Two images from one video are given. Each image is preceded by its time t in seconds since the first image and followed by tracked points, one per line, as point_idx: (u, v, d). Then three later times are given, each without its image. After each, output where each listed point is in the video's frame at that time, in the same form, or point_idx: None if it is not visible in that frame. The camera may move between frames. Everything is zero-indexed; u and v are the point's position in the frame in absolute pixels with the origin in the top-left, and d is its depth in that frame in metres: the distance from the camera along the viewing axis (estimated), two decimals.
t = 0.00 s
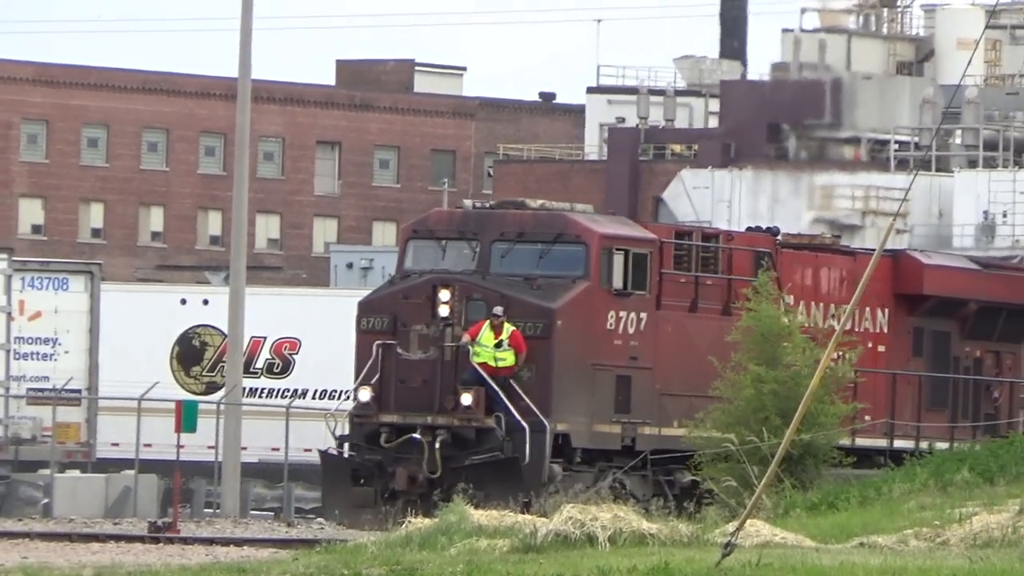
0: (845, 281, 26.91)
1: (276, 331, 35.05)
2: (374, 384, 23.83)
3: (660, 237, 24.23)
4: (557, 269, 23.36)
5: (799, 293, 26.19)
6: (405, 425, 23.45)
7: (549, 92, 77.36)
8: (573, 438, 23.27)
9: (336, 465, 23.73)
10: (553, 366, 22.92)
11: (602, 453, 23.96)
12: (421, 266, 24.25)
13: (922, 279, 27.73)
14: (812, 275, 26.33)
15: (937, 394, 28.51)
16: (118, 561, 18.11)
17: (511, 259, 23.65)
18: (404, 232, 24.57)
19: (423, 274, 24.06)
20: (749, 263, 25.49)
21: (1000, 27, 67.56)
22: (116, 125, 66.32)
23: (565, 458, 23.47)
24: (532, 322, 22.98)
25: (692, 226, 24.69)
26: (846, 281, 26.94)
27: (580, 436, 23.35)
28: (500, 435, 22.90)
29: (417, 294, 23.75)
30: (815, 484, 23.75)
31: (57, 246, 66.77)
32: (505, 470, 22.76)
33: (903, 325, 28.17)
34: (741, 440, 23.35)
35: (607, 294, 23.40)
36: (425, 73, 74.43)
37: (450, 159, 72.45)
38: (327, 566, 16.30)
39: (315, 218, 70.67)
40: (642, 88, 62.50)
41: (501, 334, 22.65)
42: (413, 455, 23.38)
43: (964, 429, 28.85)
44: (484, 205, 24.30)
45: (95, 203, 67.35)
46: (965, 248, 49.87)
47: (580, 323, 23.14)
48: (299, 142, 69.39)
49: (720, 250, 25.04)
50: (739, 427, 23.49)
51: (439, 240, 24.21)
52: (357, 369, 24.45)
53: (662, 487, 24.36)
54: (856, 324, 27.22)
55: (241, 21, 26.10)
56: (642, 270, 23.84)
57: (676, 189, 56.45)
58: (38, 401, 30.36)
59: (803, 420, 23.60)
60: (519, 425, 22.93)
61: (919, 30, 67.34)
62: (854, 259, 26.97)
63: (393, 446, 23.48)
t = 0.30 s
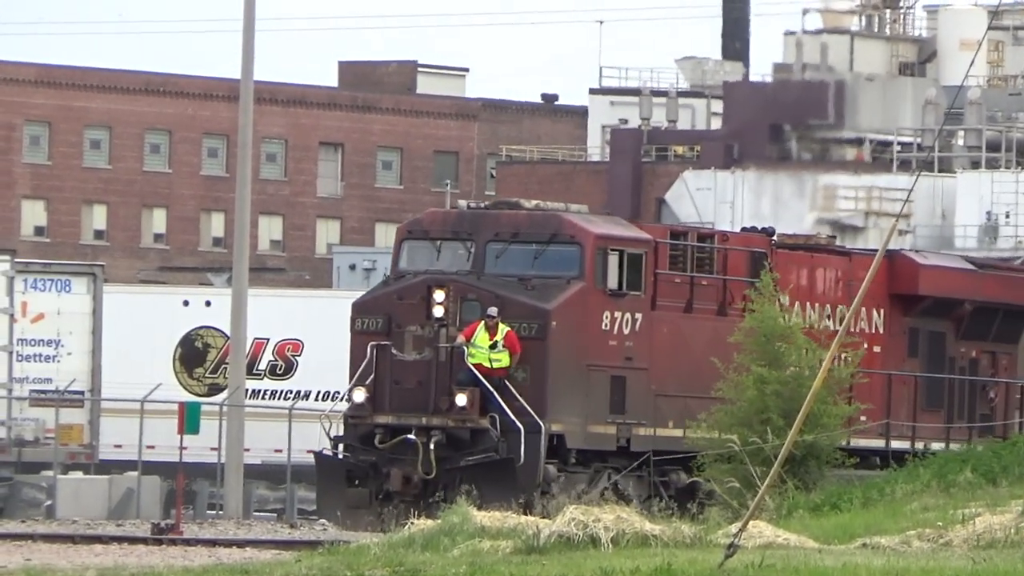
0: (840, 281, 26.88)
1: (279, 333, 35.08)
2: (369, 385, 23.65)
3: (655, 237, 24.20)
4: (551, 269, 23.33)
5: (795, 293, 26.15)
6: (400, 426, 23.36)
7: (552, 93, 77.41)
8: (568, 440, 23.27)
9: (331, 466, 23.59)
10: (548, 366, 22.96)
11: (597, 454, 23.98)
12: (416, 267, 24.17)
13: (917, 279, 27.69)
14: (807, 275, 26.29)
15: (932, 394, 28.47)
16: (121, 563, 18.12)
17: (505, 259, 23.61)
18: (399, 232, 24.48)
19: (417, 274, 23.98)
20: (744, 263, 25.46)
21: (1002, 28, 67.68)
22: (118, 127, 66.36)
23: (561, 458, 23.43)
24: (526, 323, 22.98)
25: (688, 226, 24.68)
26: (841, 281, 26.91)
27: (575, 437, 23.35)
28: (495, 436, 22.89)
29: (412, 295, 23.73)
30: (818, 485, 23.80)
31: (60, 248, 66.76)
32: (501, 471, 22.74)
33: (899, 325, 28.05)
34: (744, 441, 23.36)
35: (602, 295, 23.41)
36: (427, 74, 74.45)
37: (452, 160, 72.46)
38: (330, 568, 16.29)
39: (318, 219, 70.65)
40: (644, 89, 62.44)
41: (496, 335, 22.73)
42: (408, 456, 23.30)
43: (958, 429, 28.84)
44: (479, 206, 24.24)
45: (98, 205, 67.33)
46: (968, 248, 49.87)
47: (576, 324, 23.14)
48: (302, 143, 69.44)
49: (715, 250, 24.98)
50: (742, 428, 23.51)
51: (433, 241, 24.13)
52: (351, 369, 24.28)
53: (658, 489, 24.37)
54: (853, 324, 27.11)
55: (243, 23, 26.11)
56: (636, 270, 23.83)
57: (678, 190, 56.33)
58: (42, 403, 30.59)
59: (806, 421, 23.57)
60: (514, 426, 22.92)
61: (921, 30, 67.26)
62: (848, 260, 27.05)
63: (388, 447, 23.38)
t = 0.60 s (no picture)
0: (832, 280, 26.79)
1: (280, 332, 35.06)
2: (360, 384, 23.83)
3: (647, 236, 24.11)
4: (543, 269, 23.29)
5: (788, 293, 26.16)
6: (391, 425, 23.36)
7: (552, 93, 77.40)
8: (560, 439, 23.22)
9: (322, 466, 23.53)
10: (540, 366, 22.88)
11: (589, 453, 23.91)
12: (407, 266, 24.17)
13: (911, 277, 27.68)
14: (800, 274, 26.33)
15: (923, 393, 28.36)
16: (122, 563, 18.15)
17: (497, 258, 23.57)
18: (391, 231, 24.46)
19: (409, 274, 23.98)
20: (735, 263, 25.33)
21: (1002, 28, 67.70)
22: (118, 126, 66.37)
23: (553, 457, 23.43)
24: (518, 322, 22.95)
25: (680, 225, 24.57)
26: (833, 280, 26.82)
27: (566, 436, 23.28)
28: (487, 435, 22.85)
29: (403, 294, 23.70)
30: (818, 484, 23.82)
31: (59, 248, 66.76)
32: (493, 471, 22.67)
33: (891, 323, 28.05)
34: (745, 440, 23.37)
35: (594, 294, 23.32)
36: (426, 74, 74.43)
37: (452, 160, 72.45)
38: (330, 567, 16.32)
39: (317, 219, 70.67)
40: (644, 88, 62.35)
41: (488, 334, 22.69)
42: (400, 455, 23.34)
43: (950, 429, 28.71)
44: (470, 204, 24.18)
45: (97, 204, 67.33)
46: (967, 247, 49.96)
47: (568, 323, 23.08)
48: (301, 143, 69.41)
49: (707, 249, 24.89)
50: (743, 427, 23.51)
51: (425, 240, 24.11)
52: (343, 369, 24.39)
53: (649, 488, 24.39)
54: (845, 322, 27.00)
55: (243, 22, 26.12)
56: (628, 269, 23.74)
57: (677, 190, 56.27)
58: (43, 404, 30.53)
59: (805, 420, 23.58)
60: (505, 425, 22.89)
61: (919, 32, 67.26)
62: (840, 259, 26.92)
63: (379, 446, 23.41)
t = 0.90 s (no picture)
0: (825, 278, 26.91)
1: (281, 331, 35.07)
2: (352, 383, 23.52)
3: (640, 234, 24.12)
4: (536, 267, 23.07)
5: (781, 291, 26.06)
6: (383, 424, 23.19)
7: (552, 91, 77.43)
8: (553, 437, 23.06)
9: (314, 463, 23.34)
10: (533, 364, 22.65)
11: (582, 451, 23.81)
12: (399, 264, 23.86)
13: (905, 276, 27.51)
14: (793, 272, 26.27)
15: (917, 392, 28.32)
16: (123, 562, 18.14)
17: (490, 256, 23.35)
18: (382, 229, 24.16)
19: (401, 272, 23.69)
20: (728, 261, 25.34)
21: (1003, 26, 67.75)
22: (119, 125, 66.33)
23: (545, 456, 23.29)
24: (509, 320, 22.71)
25: (673, 224, 24.62)
26: (827, 278, 26.95)
27: (559, 434, 23.13)
28: (479, 433, 22.68)
29: (396, 292, 23.48)
30: (819, 483, 23.80)
31: (60, 247, 66.78)
32: (485, 469, 22.48)
33: (885, 322, 27.86)
34: (745, 438, 23.37)
35: (587, 292, 23.17)
36: (428, 72, 74.45)
37: (453, 159, 72.43)
38: (330, 566, 16.32)
39: (318, 218, 70.72)
40: (646, 86, 62.24)
41: (480, 331, 22.53)
42: (392, 454, 23.11)
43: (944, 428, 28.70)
44: (462, 203, 23.93)
45: (99, 203, 67.33)
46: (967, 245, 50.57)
47: (560, 322, 22.88)
48: (302, 141, 69.36)
49: (701, 246, 24.79)
50: (743, 425, 23.50)
51: (418, 238, 23.82)
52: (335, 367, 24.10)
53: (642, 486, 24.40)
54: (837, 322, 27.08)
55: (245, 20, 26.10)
56: (621, 268, 23.61)
57: (679, 189, 56.23)
58: (44, 402, 30.56)
59: (807, 419, 23.54)
60: (498, 423, 22.70)
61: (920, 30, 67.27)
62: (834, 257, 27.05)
63: (372, 444, 23.20)
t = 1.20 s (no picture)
0: (816, 274, 26.89)
1: (278, 328, 35.07)
2: (341, 378, 23.28)
3: (630, 230, 23.99)
4: (525, 263, 23.00)
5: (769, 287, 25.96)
6: (373, 419, 22.97)
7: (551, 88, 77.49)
8: (543, 433, 22.89)
9: (303, 459, 23.15)
10: (522, 360, 22.58)
11: (572, 448, 23.62)
12: (389, 260, 23.78)
13: (896, 272, 27.33)
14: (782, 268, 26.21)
15: (908, 388, 28.14)
16: (120, 558, 18.15)
17: (480, 252, 23.28)
18: (371, 224, 24.07)
19: (390, 268, 23.61)
20: (719, 256, 25.27)
21: (1001, 24, 67.72)
22: (118, 121, 66.35)
23: (535, 452, 23.09)
24: (499, 316, 22.65)
25: (664, 219, 24.39)
26: (817, 274, 26.92)
27: (549, 431, 22.97)
28: (468, 430, 22.52)
29: (386, 288, 23.42)
30: (817, 480, 23.82)
31: (59, 243, 66.72)
32: (474, 466, 22.32)
33: (875, 318, 27.67)
34: (743, 434, 23.38)
35: (577, 288, 23.06)
36: (426, 69, 74.48)
37: (452, 155, 72.34)
38: (329, 561, 16.32)
39: (316, 215, 70.67)
40: (644, 84, 62.09)
41: (469, 327, 22.41)
42: (381, 450, 22.84)
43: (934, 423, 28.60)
44: (452, 199, 23.87)
45: (97, 200, 67.29)
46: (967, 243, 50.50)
47: (550, 318, 22.80)
48: (301, 138, 69.40)
49: (691, 242, 24.70)
50: (742, 422, 23.53)
51: (408, 233, 23.74)
52: (324, 364, 23.94)
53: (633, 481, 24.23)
54: (828, 318, 26.97)
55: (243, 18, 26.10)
56: (611, 263, 23.52)
57: (676, 185, 56.25)
58: (42, 398, 30.52)
59: (805, 416, 23.54)
60: (488, 419, 22.54)
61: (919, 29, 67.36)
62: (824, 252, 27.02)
63: (361, 441, 22.97)
